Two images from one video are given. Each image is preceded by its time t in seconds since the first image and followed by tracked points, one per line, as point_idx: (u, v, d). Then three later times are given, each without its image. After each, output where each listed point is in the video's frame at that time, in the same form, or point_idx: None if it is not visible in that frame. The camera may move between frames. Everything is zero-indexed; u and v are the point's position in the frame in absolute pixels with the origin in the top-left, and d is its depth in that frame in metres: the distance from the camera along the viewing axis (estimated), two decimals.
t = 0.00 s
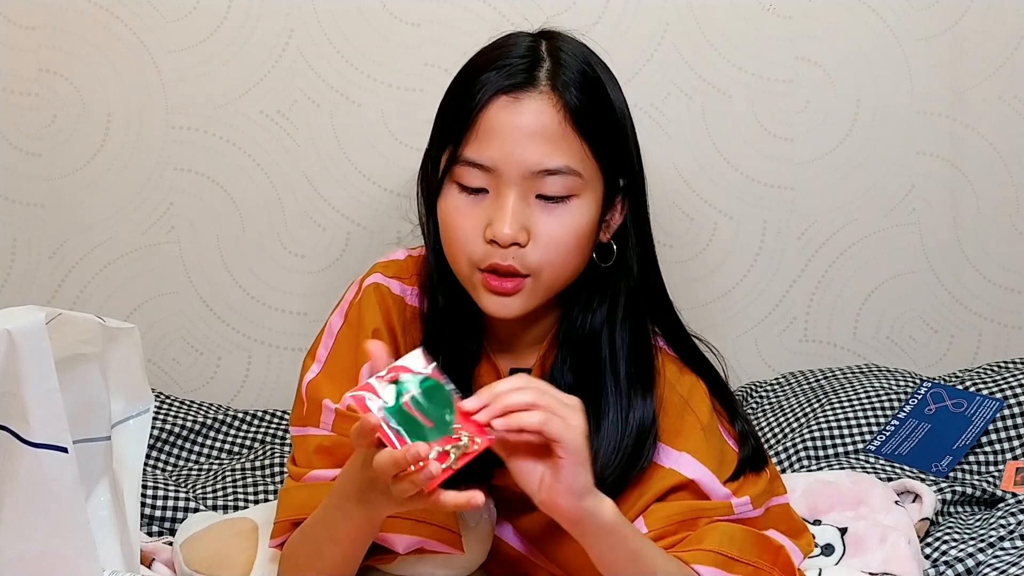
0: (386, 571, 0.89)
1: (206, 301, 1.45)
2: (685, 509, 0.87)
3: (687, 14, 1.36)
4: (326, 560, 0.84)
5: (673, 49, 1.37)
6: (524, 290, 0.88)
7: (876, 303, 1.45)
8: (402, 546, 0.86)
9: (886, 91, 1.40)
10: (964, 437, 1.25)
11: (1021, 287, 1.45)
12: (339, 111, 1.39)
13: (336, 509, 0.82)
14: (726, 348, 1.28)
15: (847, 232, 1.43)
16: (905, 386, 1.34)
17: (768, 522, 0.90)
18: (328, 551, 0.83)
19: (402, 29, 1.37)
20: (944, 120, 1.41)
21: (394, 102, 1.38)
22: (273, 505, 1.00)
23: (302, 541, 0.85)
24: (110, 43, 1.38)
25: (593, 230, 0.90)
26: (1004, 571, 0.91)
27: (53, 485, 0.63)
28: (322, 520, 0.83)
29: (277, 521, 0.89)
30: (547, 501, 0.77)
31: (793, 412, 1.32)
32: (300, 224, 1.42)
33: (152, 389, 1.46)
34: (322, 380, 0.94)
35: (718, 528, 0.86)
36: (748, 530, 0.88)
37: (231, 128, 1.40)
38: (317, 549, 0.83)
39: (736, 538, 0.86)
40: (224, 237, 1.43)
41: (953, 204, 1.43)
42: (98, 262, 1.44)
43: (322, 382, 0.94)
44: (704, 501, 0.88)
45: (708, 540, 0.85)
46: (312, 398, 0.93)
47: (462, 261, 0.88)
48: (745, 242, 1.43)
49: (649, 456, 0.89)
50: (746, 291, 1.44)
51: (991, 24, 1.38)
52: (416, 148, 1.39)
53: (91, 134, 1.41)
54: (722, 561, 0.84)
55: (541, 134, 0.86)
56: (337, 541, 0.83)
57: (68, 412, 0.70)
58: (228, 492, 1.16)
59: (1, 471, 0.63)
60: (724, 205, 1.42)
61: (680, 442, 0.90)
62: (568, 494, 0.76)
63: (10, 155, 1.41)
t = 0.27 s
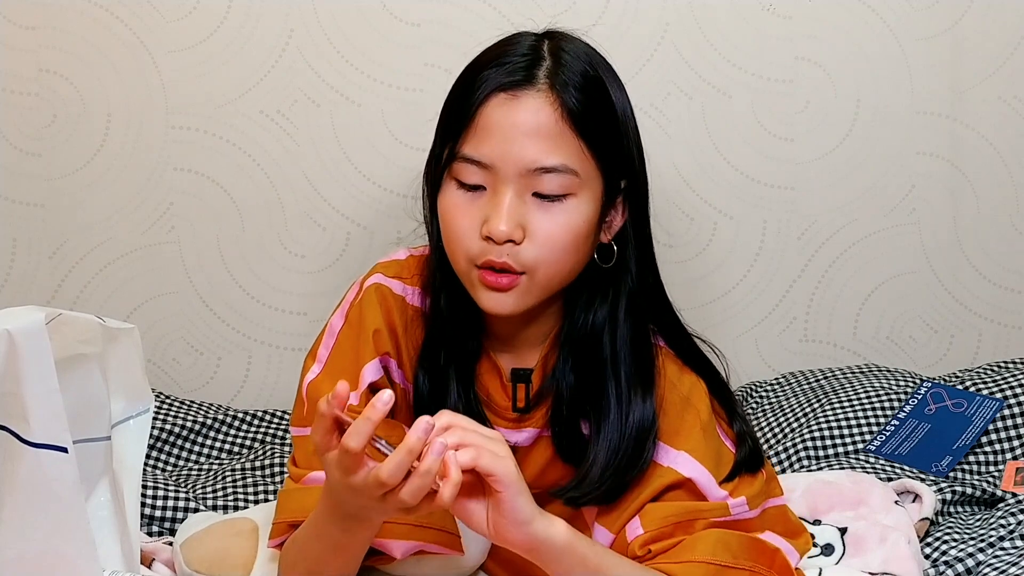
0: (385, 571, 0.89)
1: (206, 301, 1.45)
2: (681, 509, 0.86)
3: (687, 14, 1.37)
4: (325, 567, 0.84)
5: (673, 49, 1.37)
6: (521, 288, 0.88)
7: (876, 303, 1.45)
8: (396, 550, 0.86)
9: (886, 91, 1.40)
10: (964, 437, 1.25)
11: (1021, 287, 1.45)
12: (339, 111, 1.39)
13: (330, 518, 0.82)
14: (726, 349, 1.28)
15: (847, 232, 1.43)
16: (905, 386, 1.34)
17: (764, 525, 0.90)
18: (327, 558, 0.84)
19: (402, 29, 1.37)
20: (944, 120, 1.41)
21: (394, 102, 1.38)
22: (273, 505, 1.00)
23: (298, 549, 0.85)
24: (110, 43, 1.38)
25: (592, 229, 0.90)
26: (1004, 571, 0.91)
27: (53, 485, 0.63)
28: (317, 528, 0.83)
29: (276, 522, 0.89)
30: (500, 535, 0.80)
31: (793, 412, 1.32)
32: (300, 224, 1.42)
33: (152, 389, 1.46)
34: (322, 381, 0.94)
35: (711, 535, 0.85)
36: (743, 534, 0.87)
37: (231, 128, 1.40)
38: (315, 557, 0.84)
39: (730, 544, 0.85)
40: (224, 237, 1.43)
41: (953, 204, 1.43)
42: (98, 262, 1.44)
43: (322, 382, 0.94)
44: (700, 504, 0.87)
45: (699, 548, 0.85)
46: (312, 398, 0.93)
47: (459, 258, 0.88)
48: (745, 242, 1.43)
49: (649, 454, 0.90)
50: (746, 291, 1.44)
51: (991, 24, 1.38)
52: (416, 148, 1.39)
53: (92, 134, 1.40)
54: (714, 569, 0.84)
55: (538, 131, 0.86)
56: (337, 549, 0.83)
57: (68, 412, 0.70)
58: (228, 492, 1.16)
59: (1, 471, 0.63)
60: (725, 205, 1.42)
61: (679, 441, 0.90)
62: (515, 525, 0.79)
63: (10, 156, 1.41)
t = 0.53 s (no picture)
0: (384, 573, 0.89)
1: (206, 301, 1.45)
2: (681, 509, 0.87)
3: (687, 14, 1.37)
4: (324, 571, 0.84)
5: (673, 49, 1.37)
6: (524, 289, 0.88)
7: (876, 303, 1.45)
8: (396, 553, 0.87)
9: (886, 91, 1.40)
10: (964, 437, 1.25)
11: (1021, 287, 1.45)
12: (339, 111, 1.39)
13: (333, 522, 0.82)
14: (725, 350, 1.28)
15: (847, 232, 1.43)
16: (905, 386, 1.34)
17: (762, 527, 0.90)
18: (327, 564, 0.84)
19: (402, 29, 1.37)
20: (944, 120, 1.41)
21: (394, 102, 1.38)
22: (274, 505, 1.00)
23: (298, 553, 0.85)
24: (110, 43, 1.38)
25: (594, 230, 0.90)
26: (1004, 571, 0.91)
27: (53, 485, 0.63)
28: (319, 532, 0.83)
29: (277, 523, 0.89)
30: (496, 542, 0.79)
31: (793, 412, 1.32)
32: (300, 224, 1.42)
33: (152, 389, 1.47)
34: (326, 382, 0.94)
35: (712, 538, 0.85)
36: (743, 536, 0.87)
37: (231, 128, 1.40)
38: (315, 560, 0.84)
39: (730, 546, 0.85)
40: (224, 237, 1.43)
41: (952, 204, 1.43)
42: (98, 262, 1.44)
43: (325, 383, 0.94)
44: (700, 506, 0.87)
45: (701, 550, 0.84)
46: (315, 399, 0.94)
47: (462, 260, 0.88)
48: (745, 242, 1.43)
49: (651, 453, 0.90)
50: (746, 291, 1.44)
51: (991, 24, 1.38)
52: (416, 148, 1.39)
53: (91, 134, 1.40)
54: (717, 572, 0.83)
55: (539, 133, 0.86)
56: (338, 554, 0.83)
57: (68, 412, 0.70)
58: (228, 492, 1.16)
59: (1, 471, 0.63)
60: (725, 205, 1.42)
61: (680, 441, 0.90)
62: (518, 534, 0.79)
63: (10, 155, 1.41)
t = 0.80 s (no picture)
0: (383, 574, 0.89)
1: (206, 301, 1.45)
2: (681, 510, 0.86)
3: (687, 14, 1.37)
4: (323, 570, 0.84)
5: (673, 49, 1.37)
6: (527, 283, 0.88)
7: (876, 303, 1.45)
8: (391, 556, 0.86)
9: (886, 91, 1.40)
10: (964, 437, 1.25)
11: (1021, 287, 1.45)
12: (339, 111, 1.39)
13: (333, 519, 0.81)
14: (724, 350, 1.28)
15: (847, 232, 1.43)
16: (905, 386, 1.34)
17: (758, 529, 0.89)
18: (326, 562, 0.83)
19: (402, 29, 1.37)
20: (944, 120, 1.41)
21: (394, 102, 1.38)
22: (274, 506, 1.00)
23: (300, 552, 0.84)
24: (110, 44, 1.38)
25: (595, 222, 0.90)
26: (1004, 571, 0.91)
27: (53, 485, 0.63)
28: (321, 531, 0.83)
29: (276, 523, 0.89)
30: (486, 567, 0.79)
31: (793, 412, 1.32)
32: (300, 225, 1.42)
33: (152, 389, 1.47)
34: (324, 384, 0.93)
35: (715, 540, 0.84)
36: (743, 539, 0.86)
37: (231, 128, 1.40)
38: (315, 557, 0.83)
39: (732, 548, 0.84)
40: (224, 237, 1.43)
41: (953, 204, 1.43)
42: (98, 262, 1.44)
43: (323, 386, 0.93)
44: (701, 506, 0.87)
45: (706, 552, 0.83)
46: (312, 400, 0.93)
47: (461, 255, 0.88)
48: (745, 242, 1.43)
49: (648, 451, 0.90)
50: (746, 291, 1.44)
51: (991, 23, 1.38)
52: (416, 148, 1.39)
53: (91, 133, 1.40)
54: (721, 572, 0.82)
55: (537, 125, 0.86)
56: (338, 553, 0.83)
57: (69, 413, 0.70)
58: (228, 492, 1.16)
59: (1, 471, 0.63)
60: (725, 205, 1.42)
61: (680, 440, 0.90)
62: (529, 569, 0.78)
63: (10, 155, 1.41)
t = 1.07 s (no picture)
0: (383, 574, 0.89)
1: (206, 301, 1.45)
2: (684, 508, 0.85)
3: (687, 14, 1.37)
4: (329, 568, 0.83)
5: (673, 49, 1.37)
6: (552, 256, 0.87)
7: (876, 303, 1.45)
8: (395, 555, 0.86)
9: (886, 91, 1.40)
10: (964, 437, 1.25)
11: (1021, 286, 1.45)
12: (339, 111, 1.39)
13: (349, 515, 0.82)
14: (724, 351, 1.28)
15: (847, 232, 1.43)
16: (905, 386, 1.34)
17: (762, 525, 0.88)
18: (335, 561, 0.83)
19: (402, 29, 1.37)
20: (944, 120, 1.41)
21: (394, 102, 1.38)
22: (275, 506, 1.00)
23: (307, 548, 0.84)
24: (110, 44, 1.38)
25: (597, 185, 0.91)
26: (1004, 571, 0.91)
27: (53, 485, 0.63)
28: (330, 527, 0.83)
29: (278, 523, 0.89)
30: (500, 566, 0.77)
31: (793, 412, 1.32)
32: (300, 225, 1.42)
33: (152, 389, 1.46)
34: (324, 383, 0.93)
35: (721, 538, 0.83)
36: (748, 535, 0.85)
37: (231, 128, 1.40)
38: (324, 554, 0.83)
39: (736, 546, 0.83)
40: (224, 237, 1.43)
41: (953, 204, 1.43)
42: (98, 262, 1.44)
43: (323, 385, 0.93)
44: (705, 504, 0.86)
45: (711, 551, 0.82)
46: (313, 400, 0.93)
47: (480, 244, 0.87)
48: (745, 242, 1.43)
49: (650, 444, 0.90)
50: (746, 291, 1.44)
51: (992, 23, 1.38)
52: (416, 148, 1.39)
53: (91, 133, 1.40)
54: (726, 572, 0.81)
55: (527, 98, 0.87)
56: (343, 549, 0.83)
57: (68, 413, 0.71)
58: (228, 492, 1.16)
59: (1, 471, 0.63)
60: (725, 205, 1.42)
61: (686, 434, 0.89)
62: None
63: (10, 155, 1.41)
